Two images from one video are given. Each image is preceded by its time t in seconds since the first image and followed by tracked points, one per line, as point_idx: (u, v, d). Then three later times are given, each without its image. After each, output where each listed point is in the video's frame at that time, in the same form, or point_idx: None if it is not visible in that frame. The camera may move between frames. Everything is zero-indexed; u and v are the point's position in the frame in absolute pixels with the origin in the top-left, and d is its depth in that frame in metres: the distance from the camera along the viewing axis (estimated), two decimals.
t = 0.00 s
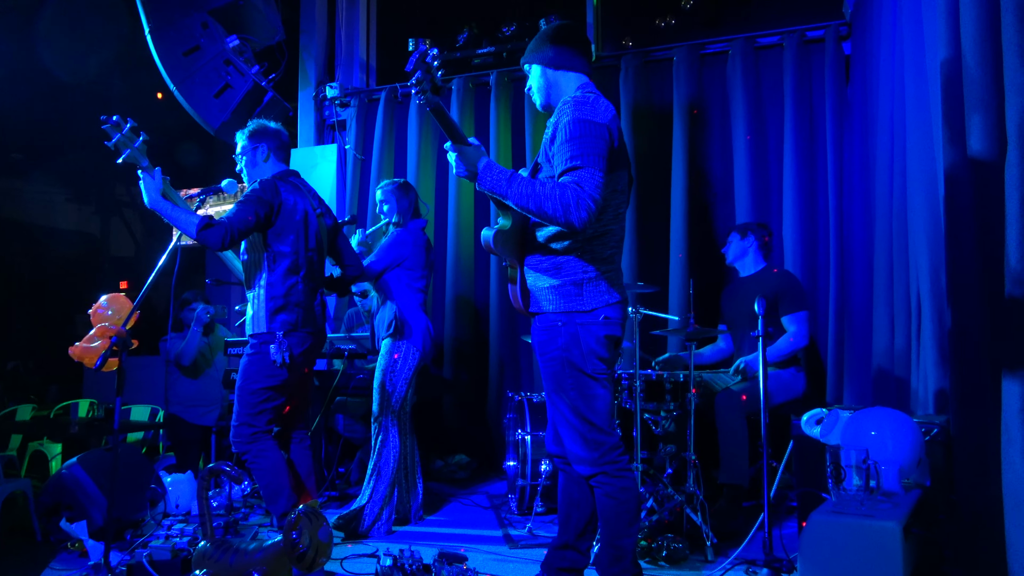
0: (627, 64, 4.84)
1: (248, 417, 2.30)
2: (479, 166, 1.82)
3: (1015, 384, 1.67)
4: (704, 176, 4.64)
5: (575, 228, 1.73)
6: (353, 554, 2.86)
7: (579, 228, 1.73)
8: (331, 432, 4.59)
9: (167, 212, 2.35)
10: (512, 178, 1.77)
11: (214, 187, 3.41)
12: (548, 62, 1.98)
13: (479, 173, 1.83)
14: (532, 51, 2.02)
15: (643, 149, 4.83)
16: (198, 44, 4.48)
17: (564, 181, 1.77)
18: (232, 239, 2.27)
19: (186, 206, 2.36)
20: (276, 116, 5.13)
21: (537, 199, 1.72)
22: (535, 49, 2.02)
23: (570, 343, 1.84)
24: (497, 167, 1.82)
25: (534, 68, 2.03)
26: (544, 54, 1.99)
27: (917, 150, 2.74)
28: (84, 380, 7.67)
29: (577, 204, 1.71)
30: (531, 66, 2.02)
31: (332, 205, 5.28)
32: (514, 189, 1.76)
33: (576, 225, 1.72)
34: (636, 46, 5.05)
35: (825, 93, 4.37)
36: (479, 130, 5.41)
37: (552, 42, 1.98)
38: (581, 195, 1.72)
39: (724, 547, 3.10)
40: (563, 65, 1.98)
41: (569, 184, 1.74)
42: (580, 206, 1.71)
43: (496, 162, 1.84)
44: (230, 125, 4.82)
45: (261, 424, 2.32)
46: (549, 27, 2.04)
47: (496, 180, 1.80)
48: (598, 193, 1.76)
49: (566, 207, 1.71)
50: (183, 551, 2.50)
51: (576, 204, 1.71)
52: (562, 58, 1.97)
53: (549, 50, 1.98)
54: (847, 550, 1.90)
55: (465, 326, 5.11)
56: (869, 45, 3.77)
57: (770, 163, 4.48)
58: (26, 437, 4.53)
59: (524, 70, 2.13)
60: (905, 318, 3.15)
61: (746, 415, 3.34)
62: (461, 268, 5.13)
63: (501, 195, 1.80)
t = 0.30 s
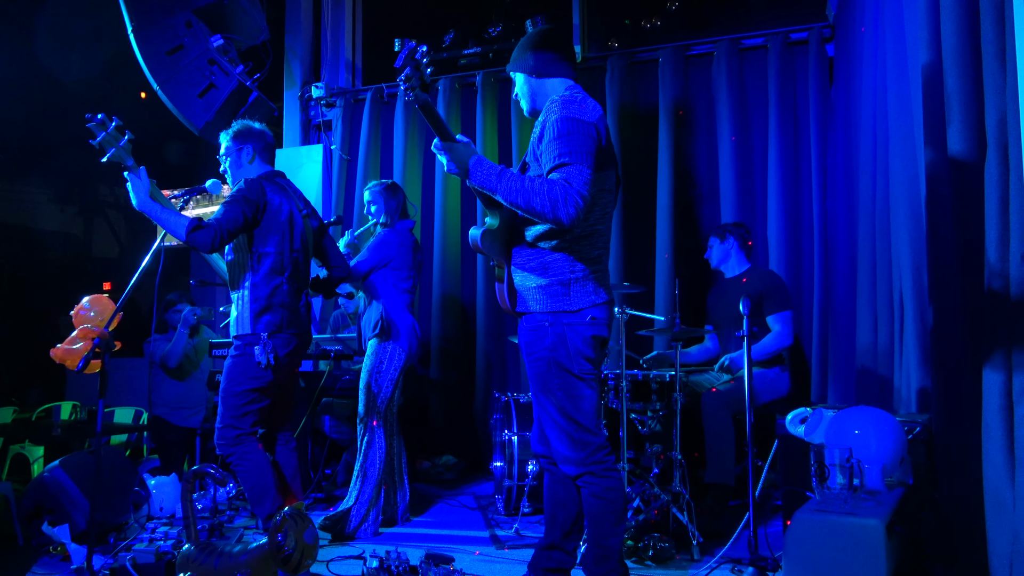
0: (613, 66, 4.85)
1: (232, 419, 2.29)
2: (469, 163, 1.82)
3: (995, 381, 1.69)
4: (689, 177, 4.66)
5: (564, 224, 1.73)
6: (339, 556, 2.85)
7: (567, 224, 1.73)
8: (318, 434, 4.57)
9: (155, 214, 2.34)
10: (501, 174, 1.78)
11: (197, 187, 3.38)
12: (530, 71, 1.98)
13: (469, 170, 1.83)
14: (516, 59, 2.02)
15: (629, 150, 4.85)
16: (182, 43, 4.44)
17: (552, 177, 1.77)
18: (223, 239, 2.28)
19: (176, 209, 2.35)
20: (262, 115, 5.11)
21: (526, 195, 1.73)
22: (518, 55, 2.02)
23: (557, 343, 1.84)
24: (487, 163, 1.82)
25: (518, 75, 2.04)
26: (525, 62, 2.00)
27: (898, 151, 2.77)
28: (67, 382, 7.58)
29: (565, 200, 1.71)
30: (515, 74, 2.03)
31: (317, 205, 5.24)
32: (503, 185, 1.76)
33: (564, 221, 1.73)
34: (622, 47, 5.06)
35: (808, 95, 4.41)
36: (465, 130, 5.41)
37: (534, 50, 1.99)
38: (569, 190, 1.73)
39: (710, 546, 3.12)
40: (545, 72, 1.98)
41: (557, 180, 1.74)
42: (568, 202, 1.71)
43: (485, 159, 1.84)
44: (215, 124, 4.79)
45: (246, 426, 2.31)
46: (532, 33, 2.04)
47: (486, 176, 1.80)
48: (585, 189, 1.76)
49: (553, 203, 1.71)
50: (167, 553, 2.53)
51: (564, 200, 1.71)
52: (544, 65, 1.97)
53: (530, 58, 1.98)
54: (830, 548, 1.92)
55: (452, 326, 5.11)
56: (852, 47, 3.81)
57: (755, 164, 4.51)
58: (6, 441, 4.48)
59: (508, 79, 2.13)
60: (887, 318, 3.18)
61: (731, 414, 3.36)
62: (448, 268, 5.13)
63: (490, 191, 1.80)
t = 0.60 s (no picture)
0: (617, 66, 4.84)
1: (236, 419, 2.29)
2: (476, 159, 1.82)
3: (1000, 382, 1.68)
4: (693, 177, 4.66)
5: (570, 221, 1.73)
6: (343, 556, 2.85)
7: (574, 220, 1.73)
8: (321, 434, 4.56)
9: (179, 232, 2.34)
10: (507, 170, 1.78)
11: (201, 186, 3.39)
12: (531, 78, 1.98)
13: (476, 167, 1.83)
14: (517, 66, 2.02)
15: (633, 150, 4.84)
16: (186, 43, 4.45)
17: (558, 174, 1.77)
18: (244, 254, 2.32)
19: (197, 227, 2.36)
20: (264, 116, 5.15)
21: (532, 191, 1.73)
22: (519, 61, 2.02)
23: (561, 343, 1.84)
24: (494, 160, 1.82)
25: (521, 83, 2.04)
26: (528, 68, 1.99)
27: (903, 152, 2.76)
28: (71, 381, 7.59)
29: (572, 196, 1.71)
30: (518, 81, 2.03)
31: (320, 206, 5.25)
32: (509, 181, 1.76)
33: (571, 217, 1.73)
34: (626, 47, 5.07)
35: (813, 95, 4.39)
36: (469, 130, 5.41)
37: (535, 56, 1.98)
38: (575, 186, 1.73)
39: (714, 547, 3.11)
40: (547, 78, 1.98)
41: (564, 177, 1.74)
42: (574, 198, 1.72)
43: (493, 156, 1.84)
44: (219, 124, 4.78)
45: (249, 426, 2.31)
46: (532, 39, 2.04)
47: (492, 173, 1.80)
48: (592, 186, 1.77)
49: (560, 199, 1.71)
50: (172, 552, 2.48)
51: (570, 196, 1.71)
52: (545, 72, 1.97)
53: (532, 65, 1.98)
54: (835, 550, 1.91)
55: (455, 326, 5.11)
56: (856, 48, 3.80)
57: (759, 164, 4.50)
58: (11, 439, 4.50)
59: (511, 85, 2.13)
60: (892, 318, 3.17)
61: (735, 415, 3.36)
62: (451, 268, 5.13)
63: (497, 187, 1.80)
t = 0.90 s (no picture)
0: (631, 65, 4.82)
1: (251, 418, 2.30)
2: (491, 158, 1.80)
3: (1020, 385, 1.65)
4: (707, 177, 4.63)
5: (586, 219, 1.73)
6: (357, 555, 2.86)
7: (589, 219, 1.73)
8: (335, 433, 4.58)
9: (197, 229, 2.36)
10: (522, 170, 1.77)
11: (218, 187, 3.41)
12: (540, 84, 1.98)
13: (492, 168, 1.81)
14: (524, 72, 2.02)
15: (647, 150, 4.82)
16: (201, 45, 4.48)
17: (573, 173, 1.77)
18: (261, 252, 2.34)
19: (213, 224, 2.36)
20: (279, 117, 5.16)
21: (547, 190, 1.72)
22: (527, 65, 2.01)
23: (574, 342, 1.83)
24: (509, 160, 1.81)
25: (529, 89, 2.03)
26: (534, 74, 1.99)
27: (922, 151, 2.72)
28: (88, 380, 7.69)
29: (587, 194, 1.71)
30: (526, 88, 2.03)
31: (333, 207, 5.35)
32: (524, 181, 1.76)
33: (587, 215, 1.72)
34: (639, 47, 5.05)
35: (829, 93, 4.35)
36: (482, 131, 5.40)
37: (543, 62, 1.97)
38: (591, 185, 1.72)
39: (727, 548, 3.08)
40: (555, 83, 1.97)
41: (579, 176, 1.74)
42: (590, 196, 1.71)
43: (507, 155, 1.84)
44: (233, 125, 4.85)
45: (264, 425, 2.32)
46: (540, 43, 2.02)
47: (507, 172, 1.79)
48: (607, 184, 1.76)
49: (576, 198, 1.70)
50: (188, 549, 2.50)
51: (586, 194, 1.71)
52: (553, 77, 1.96)
53: (540, 71, 1.97)
54: (851, 553, 1.89)
55: (468, 327, 5.11)
56: (873, 45, 3.75)
57: (774, 163, 4.46)
58: (30, 438, 4.57)
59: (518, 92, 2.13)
60: (910, 318, 3.13)
61: (750, 416, 3.33)
62: (464, 269, 5.13)
63: (512, 187, 1.79)
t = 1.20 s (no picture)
0: (635, 65, 4.80)
1: (255, 417, 2.30)
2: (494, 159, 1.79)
3: None
4: (711, 177, 4.62)
5: (590, 219, 1.74)
6: (360, 555, 2.86)
7: (593, 218, 1.74)
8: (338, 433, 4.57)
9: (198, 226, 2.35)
10: (525, 170, 1.77)
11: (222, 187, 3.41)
12: (539, 88, 1.98)
13: (496, 169, 1.80)
14: (523, 76, 2.02)
15: (651, 150, 4.81)
16: (206, 45, 4.50)
17: (577, 173, 1.77)
18: (263, 249, 2.32)
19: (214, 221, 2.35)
20: (283, 117, 5.11)
21: (551, 190, 1.72)
22: (526, 68, 2.01)
23: (576, 342, 1.83)
24: (512, 160, 1.80)
25: (528, 93, 2.03)
26: (533, 79, 1.99)
27: (928, 151, 2.71)
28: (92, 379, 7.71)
29: (592, 193, 1.71)
30: (524, 92, 2.02)
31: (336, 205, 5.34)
32: (527, 181, 1.75)
33: (591, 215, 1.73)
34: (644, 46, 5.08)
35: (834, 93, 4.33)
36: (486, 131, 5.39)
37: (541, 67, 1.97)
38: (594, 185, 1.73)
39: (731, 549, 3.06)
40: (554, 86, 1.97)
41: (583, 176, 1.74)
42: (594, 195, 1.72)
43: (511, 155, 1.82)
44: (237, 124, 4.85)
45: (268, 424, 2.32)
46: (537, 48, 2.02)
47: (511, 173, 1.78)
48: (610, 184, 1.77)
49: (580, 197, 1.71)
50: (190, 549, 2.50)
51: (590, 194, 1.71)
52: (552, 81, 1.96)
53: (538, 75, 1.97)
54: (857, 555, 1.88)
55: (471, 327, 5.11)
56: (879, 46, 3.74)
57: (778, 164, 4.45)
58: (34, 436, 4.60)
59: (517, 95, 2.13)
60: (915, 319, 3.12)
61: (754, 417, 3.32)
62: (467, 269, 5.13)
63: (516, 188, 1.78)
